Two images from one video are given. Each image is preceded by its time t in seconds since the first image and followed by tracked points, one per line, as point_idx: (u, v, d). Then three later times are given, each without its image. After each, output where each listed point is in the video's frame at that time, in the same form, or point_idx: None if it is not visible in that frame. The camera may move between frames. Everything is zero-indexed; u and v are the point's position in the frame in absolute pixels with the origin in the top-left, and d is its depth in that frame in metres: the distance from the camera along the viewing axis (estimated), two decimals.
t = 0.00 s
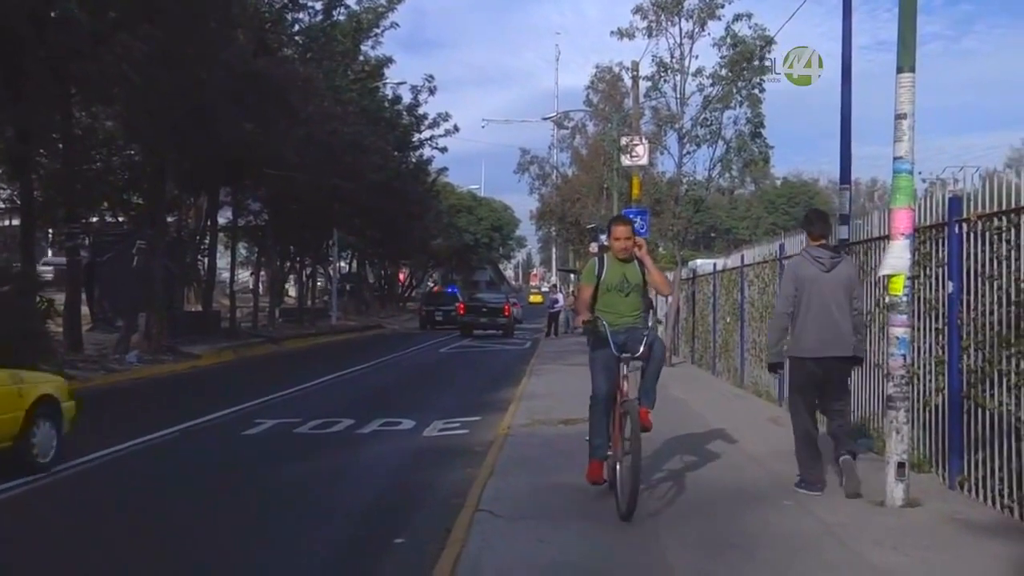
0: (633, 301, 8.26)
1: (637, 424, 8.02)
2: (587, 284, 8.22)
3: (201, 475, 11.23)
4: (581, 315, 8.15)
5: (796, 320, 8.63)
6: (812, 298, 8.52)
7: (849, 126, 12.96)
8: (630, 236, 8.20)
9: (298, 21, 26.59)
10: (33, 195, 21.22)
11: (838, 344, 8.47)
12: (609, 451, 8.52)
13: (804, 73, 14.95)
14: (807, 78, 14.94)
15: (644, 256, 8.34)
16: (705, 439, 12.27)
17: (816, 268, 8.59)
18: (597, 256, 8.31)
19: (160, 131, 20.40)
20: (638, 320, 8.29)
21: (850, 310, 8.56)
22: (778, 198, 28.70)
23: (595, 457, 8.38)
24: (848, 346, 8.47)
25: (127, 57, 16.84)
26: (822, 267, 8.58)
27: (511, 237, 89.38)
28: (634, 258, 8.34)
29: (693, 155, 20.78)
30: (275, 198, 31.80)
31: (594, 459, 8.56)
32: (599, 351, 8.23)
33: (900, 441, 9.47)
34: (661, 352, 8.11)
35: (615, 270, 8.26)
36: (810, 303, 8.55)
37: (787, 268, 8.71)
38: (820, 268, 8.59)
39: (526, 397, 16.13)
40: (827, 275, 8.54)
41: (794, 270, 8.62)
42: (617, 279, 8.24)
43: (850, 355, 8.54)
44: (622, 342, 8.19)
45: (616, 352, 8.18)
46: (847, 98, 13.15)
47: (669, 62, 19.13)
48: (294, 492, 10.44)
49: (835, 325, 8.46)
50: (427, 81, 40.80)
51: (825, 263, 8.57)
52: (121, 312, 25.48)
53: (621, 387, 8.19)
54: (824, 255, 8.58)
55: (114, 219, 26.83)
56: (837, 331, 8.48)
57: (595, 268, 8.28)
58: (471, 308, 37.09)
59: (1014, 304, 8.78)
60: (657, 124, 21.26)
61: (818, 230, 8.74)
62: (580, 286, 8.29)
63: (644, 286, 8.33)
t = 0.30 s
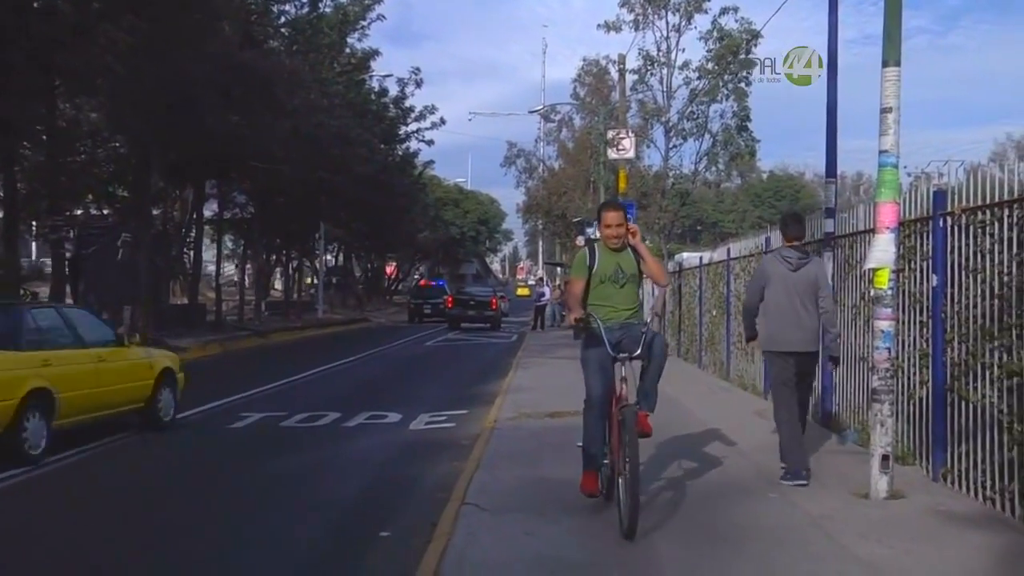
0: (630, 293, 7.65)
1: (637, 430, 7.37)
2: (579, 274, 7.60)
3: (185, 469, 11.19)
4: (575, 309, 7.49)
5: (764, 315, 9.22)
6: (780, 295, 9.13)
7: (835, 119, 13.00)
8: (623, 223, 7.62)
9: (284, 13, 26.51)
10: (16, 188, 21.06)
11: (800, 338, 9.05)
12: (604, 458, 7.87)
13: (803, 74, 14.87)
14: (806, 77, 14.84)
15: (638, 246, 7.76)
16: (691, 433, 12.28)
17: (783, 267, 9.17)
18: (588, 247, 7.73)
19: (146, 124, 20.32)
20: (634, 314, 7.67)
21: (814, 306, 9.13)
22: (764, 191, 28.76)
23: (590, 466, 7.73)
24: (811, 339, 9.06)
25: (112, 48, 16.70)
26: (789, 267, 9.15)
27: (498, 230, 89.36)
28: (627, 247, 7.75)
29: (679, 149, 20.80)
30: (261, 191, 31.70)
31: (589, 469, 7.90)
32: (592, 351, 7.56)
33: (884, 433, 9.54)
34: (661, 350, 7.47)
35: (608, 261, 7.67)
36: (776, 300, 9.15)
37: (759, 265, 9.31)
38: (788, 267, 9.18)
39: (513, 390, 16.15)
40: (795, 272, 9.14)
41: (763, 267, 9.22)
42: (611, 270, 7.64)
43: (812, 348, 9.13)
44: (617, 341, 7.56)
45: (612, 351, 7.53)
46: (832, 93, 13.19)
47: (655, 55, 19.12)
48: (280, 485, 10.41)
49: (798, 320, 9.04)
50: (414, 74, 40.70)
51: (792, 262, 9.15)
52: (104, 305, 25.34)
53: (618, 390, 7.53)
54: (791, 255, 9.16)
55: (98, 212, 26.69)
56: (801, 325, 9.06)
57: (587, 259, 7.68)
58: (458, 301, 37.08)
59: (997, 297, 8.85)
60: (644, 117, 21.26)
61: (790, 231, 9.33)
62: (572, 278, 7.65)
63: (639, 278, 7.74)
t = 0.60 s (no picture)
0: (625, 293, 6.95)
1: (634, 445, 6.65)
2: (571, 272, 6.87)
3: (171, 467, 11.15)
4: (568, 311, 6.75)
5: (742, 304, 9.87)
6: (758, 284, 9.72)
7: (821, 119, 13.06)
8: (619, 216, 6.91)
9: (270, 10, 26.39)
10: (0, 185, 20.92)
11: (773, 328, 9.69)
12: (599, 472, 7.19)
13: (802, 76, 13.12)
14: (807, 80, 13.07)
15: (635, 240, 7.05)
16: (678, 431, 12.31)
17: (761, 260, 9.77)
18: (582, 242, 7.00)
19: (131, 120, 20.22)
20: (630, 316, 6.98)
21: (788, 296, 9.73)
22: (751, 189, 28.78)
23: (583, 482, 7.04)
24: (784, 329, 9.69)
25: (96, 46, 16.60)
26: (765, 260, 9.75)
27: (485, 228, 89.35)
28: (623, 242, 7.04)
29: (666, 147, 20.82)
30: (249, 189, 31.60)
31: (582, 484, 7.18)
32: (586, 355, 6.85)
33: (870, 431, 9.58)
34: (660, 354, 6.80)
35: (602, 257, 6.94)
36: (752, 291, 9.78)
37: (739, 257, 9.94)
38: (765, 260, 9.79)
39: (499, 387, 16.15)
40: (771, 264, 9.75)
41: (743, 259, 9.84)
42: (606, 268, 6.92)
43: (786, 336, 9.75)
44: (613, 345, 6.85)
45: (606, 356, 6.82)
46: (818, 91, 13.23)
47: (642, 53, 19.13)
48: (266, 484, 10.39)
49: (772, 310, 9.68)
50: (401, 72, 40.64)
51: (768, 255, 9.75)
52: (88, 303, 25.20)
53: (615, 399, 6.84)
54: (768, 248, 9.76)
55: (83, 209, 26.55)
56: (775, 315, 9.68)
57: (579, 255, 6.96)
58: (445, 299, 37.04)
59: (981, 294, 8.90)
60: (631, 115, 21.28)
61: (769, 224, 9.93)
62: (563, 275, 6.91)
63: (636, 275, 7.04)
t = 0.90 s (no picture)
0: (621, 294, 6.26)
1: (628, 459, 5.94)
2: (561, 271, 6.17)
3: (156, 467, 11.10)
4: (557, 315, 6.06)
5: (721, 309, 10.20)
6: (736, 288, 10.08)
7: (805, 118, 13.11)
8: (615, 209, 6.19)
9: (255, 8, 26.28)
10: None
11: (753, 330, 10.04)
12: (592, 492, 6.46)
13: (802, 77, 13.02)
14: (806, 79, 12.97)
15: (633, 235, 6.34)
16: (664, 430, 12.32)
17: (735, 265, 10.16)
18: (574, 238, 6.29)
19: (115, 117, 20.09)
20: (626, 318, 6.30)
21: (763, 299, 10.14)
22: (736, 189, 28.85)
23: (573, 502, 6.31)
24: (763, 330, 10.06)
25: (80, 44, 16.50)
26: (740, 265, 10.16)
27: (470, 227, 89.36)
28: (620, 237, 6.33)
29: (651, 146, 20.86)
30: (234, 187, 31.51)
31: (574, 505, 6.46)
32: (577, 361, 6.17)
33: (853, 429, 9.63)
34: (659, 360, 6.12)
35: (596, 255, 6.24)
36: (731, 294, 10.12)
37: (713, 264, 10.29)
38: (740, 266, 10.18)
39: (485, 386, 16.13)
40: (745, 269, 10.13)
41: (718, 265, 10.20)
42: (601, 266, 6.22)
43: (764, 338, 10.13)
44: (606, 350, 6.17)
45: (599, 363, 6.13)
46: (803, 92, 13.29)
47: (627, 52, 19.16)
48: (251, 484, 10.36)
49: (752, 313, 10.04)
50: (386, 71, 40.57)
51: (742, 261, 10.15)
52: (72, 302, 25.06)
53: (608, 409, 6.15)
54: (741, 254, 10.17)
55: (67, 208, 26.40)
56: (753, 318, 10.06)
57: (570, 252, 6.25)
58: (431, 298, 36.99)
59: (964, 293, 8.96)
60: (617, 115, 21.30)
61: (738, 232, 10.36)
62: (553, 274, 6.21)
63: (633, 274, 6.35)
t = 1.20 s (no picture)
0: (621, 294, 5.64)
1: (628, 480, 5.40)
2: (554, 268, 5.54)
3: (143, 468, 11.07)
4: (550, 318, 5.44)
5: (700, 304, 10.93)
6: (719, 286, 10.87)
7: (794, 118, 13.15)
8: (615, 199, 5.56)
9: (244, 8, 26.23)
10: None
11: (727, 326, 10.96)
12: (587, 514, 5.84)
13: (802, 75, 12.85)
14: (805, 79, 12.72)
15: (634, 228, 5.71)
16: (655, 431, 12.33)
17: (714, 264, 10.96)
18: (569, 232, 5.65)
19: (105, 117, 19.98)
20: (627, 321, 5.69)
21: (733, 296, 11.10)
22: (725, 189, 28.90)
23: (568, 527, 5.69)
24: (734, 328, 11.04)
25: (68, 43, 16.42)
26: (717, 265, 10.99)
27: (460, 227, 89.46)
28: (620, 230, 5.70)
29: (641, 146, 20.87)
30: (223, 187, 31.45)
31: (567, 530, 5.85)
32: (573, 372, 5.54)
33: (842, 429, 9.67)
34: (662, 370, 5.49)
35: (594, 250, 5.60)
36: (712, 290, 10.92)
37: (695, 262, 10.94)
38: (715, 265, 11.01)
39: (475, 386, 16.09)
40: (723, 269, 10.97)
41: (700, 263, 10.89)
42: (599, 263, 5.59)
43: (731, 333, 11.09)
44: (604, 358, 5.54)
45: (596, 373, 5.50)
46: (791, 92, 13.32)
47: (615, 51, 19.16)
48: (239, 484, 10.34)
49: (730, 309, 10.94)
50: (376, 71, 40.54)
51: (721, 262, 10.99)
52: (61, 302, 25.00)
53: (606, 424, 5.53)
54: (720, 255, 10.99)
55: (54, 207, 26.31)
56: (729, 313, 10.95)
57: (565, 247, 5.62)
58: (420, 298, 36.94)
59: (951, 293, 8.99)
60: (606, 114, 21.31)
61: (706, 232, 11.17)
62: (545, 272, 5.58)
63: (634, 271, 5.72)
